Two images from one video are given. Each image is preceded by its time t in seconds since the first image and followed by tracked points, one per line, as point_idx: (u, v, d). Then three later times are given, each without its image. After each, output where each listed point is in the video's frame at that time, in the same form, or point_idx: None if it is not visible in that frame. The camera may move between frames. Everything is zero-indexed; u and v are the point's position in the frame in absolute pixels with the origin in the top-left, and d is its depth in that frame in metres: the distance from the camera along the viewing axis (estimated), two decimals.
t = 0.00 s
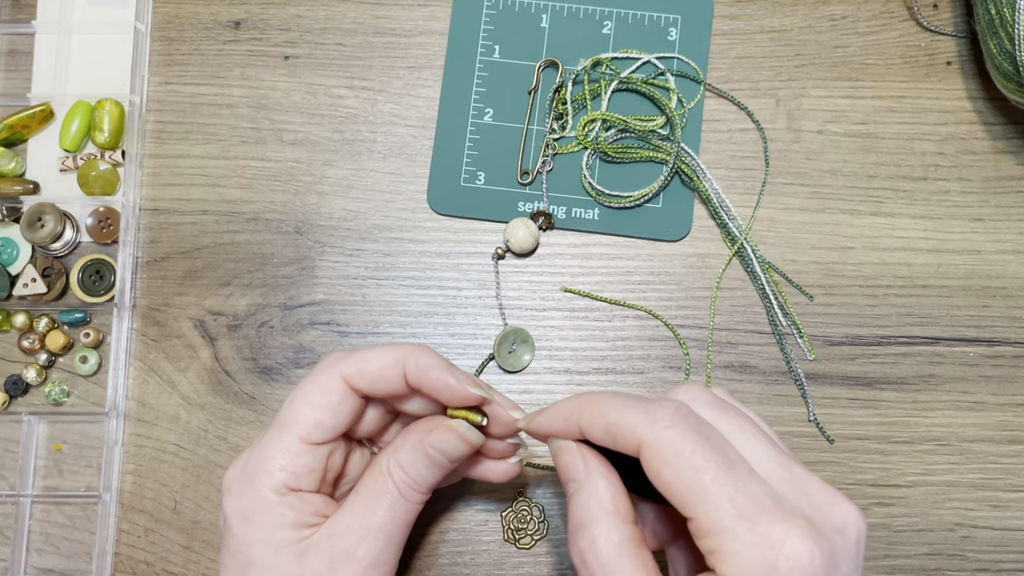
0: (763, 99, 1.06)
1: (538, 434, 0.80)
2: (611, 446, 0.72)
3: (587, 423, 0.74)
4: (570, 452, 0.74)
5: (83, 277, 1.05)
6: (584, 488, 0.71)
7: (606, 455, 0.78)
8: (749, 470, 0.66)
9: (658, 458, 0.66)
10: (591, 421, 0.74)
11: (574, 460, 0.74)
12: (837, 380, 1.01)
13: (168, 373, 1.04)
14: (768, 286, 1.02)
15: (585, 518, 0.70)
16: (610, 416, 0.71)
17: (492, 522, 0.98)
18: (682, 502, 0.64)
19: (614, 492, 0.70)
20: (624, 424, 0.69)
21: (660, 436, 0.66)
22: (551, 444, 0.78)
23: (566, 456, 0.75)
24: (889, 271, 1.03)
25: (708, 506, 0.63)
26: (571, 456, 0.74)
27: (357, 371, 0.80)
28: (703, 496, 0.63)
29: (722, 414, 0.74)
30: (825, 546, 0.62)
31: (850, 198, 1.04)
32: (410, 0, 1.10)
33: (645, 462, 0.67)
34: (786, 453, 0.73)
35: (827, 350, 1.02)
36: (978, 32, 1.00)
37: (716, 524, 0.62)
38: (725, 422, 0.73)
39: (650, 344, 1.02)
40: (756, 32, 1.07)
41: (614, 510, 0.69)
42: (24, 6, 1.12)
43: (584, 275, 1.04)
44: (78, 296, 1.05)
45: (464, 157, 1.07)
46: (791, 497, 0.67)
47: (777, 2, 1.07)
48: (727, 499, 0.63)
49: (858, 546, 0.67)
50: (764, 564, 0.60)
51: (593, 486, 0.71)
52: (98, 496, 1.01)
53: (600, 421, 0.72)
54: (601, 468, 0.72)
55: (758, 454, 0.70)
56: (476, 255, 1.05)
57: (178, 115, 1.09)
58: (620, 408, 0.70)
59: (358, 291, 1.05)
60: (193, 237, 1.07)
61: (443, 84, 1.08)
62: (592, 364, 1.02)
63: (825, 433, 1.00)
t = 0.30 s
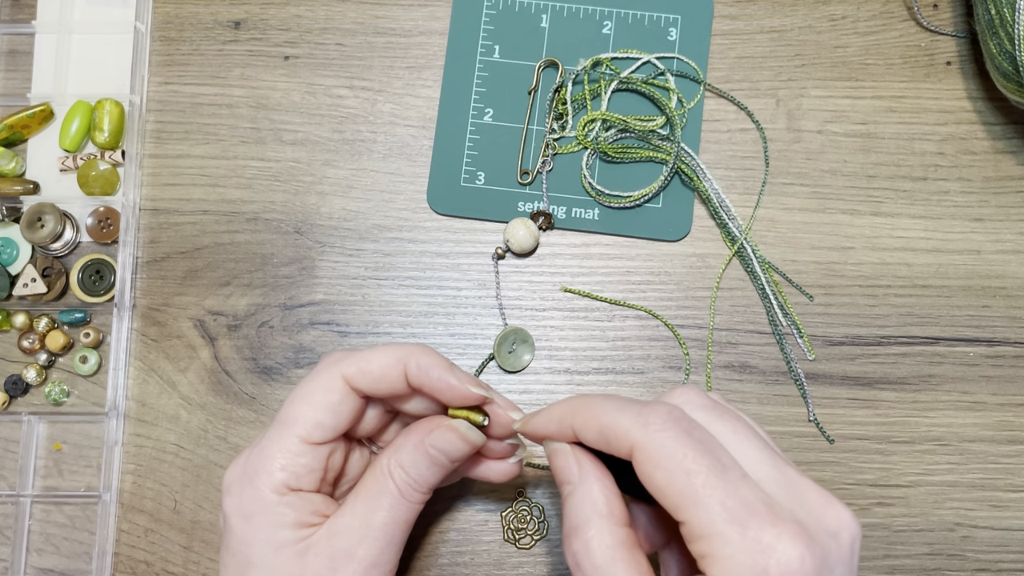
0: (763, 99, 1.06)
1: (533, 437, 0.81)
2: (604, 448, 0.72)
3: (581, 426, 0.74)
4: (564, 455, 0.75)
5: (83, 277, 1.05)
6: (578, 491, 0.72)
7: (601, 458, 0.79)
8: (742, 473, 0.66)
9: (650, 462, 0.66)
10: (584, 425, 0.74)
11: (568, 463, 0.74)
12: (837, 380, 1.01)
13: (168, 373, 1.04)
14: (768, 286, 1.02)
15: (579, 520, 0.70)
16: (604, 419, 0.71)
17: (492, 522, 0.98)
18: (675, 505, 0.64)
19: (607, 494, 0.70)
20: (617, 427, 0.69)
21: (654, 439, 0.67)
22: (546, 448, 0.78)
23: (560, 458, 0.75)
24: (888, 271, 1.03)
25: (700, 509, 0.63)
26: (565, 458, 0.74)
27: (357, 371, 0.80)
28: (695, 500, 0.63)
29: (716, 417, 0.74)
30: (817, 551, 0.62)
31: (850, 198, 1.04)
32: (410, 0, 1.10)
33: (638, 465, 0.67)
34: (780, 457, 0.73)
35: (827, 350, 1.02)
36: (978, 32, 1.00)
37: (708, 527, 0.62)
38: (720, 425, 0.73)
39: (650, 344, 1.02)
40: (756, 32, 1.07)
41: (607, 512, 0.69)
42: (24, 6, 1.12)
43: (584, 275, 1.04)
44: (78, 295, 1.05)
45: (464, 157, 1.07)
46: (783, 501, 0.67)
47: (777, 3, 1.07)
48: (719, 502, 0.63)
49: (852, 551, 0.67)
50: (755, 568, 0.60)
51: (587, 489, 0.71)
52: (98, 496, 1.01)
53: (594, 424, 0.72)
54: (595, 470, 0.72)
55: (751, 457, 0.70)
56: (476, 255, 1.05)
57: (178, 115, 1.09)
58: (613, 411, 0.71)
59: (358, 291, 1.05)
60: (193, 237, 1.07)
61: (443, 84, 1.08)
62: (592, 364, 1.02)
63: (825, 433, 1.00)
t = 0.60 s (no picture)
0: (763, 99, 1.06)
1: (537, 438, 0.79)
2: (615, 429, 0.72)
3: (590, 409, 0.74)
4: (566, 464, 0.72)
5: (83, 277, 1.05)
6: (587, 496, 0.70)
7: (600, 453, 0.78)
8: (739, 460, 0.67)
9: (656, 439, 0.66)
10: (594, 407, 0.74)
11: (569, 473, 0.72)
12: (837, 380, 1.01)
13: (168, 373, 1.04)
14: (768, 286, 1.02)
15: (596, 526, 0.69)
16: (611, 399, 0.71)
17: (492, 522, 0.98)
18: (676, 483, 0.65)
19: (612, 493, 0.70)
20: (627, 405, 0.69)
21: (656, 420, 0.66)
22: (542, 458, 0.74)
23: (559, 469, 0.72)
24: (889, 271, 1.03)
25: (698, 493, 0.64)
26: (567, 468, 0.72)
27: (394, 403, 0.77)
28: (696, 483, 0.64)
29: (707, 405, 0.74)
30: (801, 543, 0.64)
31: (850, 199, 1.04)
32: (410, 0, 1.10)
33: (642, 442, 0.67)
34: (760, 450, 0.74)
35: (828, 351, 1.02)
36: (978, 32, 1.00)
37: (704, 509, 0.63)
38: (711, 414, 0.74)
39: (650, 344, 1.02)
40: (756, 32, 1.07)
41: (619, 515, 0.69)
42: (24, 6, 1.12)
43: (584, 275, 1.04)
44: (78, 295, 1.05)
45: (464, 158, 1.07)
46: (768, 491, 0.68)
47: (777, 2, 1.07)
48: (716, 486, 0.63)
49: (828, 543, 0.68)
50: (743, 555, 0.62)
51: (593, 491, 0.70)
52: (98, 496, 1.01)
53: (603, 404, 0.72)
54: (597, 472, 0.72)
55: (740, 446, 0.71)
56: (476, 255, 1.05)
57: (178, 115, 1.09)
58: (622, 392, 0.70)
59: (358, 291, 1.04)
60: (193, 237, 1.07)
61: (443, 84, 1.08)
62: (592, 364, 1.02)
63: (825, 433, 1.00)
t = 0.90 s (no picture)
0: (763, 99, 1.06)
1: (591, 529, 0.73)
2: (675, 508, 0.73)
3: (649, 495, 0.73)
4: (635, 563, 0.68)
5: (83, 277, 1.05)
6: None
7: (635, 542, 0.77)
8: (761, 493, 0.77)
9: (723, 491, 0.72)
10: (647, 492, 0.73)
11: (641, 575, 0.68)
12: (837, 380, 1.01)
13: (168, 373, 1.04)
14: (768, 286, 1.02)
15: None
16: (673, 479, 0.73)
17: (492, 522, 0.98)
18: (765, 555, 0.71)
19: None
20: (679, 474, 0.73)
21: (731, 495, 0.72)
22: (605, 570, 0.68)
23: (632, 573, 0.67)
24: (889, 271, 1.03)
25: (797, 563, 0.70)
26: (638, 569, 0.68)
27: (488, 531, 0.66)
28: (793, 552, 0.71)
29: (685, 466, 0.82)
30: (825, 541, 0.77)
31: (850, 199, 1.04)
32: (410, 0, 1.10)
33: (718, 519, 0.72)
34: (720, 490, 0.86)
35: (828, 350, 1.02)
36: (978, 32, 1.00)
37: None
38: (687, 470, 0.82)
39: (650, 344, 1.02)
40: (757, 32, 1.07)
41: None
42: (24, 6, 1.12)
43: (584, 275, 1.04)
44: (78, 295, 1.05)
45: (464, 157, 1.07)
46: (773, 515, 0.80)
47: (777, 2, 1.07)
48: (806, 552, 0.71)
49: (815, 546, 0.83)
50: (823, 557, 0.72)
51: None
52: (98, 496, 1.01)
53: (664, 485, 0.73)
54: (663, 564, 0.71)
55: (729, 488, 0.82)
56: (476, 255, 1.05)
57: (178, 115, 1.09)
58: (684, 473, 0.73)
59: (358, 291, 1.04)
60: (193, 237, 1.07)
61: (443, 84, 1.08)
62: (592, 364, 1.02)
63: (825, 433, 1.00)
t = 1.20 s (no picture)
0: (763, 99, 1.06)
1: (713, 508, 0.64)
2: (793, 487, 0.69)
3: (773, 472, 0.67)
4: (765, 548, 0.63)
5: (83, 277, 1.05)
6: None
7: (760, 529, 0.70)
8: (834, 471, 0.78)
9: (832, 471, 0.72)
10: (771, 468, 0.67)
11: (766, 563, 0.63)
12: (837, 380, 1.01)
13: (168, 373, 1.04)
14: (767, 286, 1.02)
15: None
16: (793, 457, 0.69)
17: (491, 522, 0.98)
18: (865, 529, 0.74)
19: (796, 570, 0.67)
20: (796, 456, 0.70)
21: (840, 474, 0.72)
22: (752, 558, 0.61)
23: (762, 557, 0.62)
24: (888, 271, 1.03)
25: (893, 534, 0.74)
26: (766, 556, 0.63)
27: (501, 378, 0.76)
28: (890, 524, 0.74)
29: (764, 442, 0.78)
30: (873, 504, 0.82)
31: (850, 198, 1.04)
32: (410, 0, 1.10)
33: (829, 500, 0.72)
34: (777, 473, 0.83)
35: (828, 350, 1.01)
36: (978, 32, 1.00)
37: (904, 545, 0.74)
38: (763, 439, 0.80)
39: (650, 344, 1.02)
40: (757, 32, 1.07)
41: None
42: (24, 6, 1.12)
43: (584, 275, 1.04)
44: (78, 296, 1.05)
45: (464, 157, 1.07)
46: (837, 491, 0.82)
47: (777, 2, 1.07)
48: (897, 523, 0.75)
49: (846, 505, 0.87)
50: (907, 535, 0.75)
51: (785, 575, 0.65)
52: (98, 496, 1.01)
53: (785, 463, 0.68)
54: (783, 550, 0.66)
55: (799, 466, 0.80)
56: (476, 255, 1.05)
57: (178, 115, 1.09)
58: (801, 452, 0.70)
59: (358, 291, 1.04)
60: (193, 237, 1.07)
61: (443, 84, 1.08)
62: (592, 364, 1.02)
63: (825, 433, 1.00)
